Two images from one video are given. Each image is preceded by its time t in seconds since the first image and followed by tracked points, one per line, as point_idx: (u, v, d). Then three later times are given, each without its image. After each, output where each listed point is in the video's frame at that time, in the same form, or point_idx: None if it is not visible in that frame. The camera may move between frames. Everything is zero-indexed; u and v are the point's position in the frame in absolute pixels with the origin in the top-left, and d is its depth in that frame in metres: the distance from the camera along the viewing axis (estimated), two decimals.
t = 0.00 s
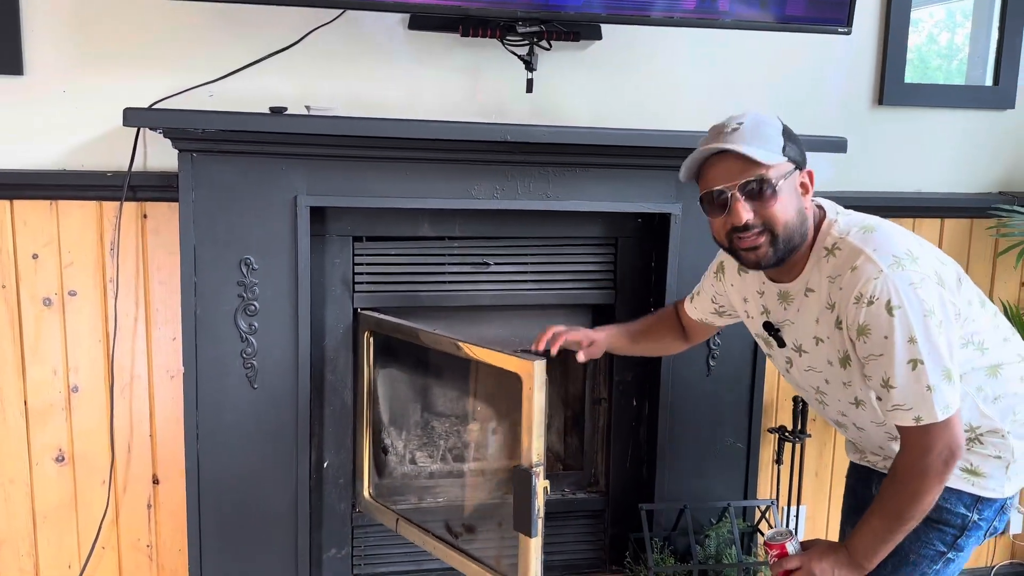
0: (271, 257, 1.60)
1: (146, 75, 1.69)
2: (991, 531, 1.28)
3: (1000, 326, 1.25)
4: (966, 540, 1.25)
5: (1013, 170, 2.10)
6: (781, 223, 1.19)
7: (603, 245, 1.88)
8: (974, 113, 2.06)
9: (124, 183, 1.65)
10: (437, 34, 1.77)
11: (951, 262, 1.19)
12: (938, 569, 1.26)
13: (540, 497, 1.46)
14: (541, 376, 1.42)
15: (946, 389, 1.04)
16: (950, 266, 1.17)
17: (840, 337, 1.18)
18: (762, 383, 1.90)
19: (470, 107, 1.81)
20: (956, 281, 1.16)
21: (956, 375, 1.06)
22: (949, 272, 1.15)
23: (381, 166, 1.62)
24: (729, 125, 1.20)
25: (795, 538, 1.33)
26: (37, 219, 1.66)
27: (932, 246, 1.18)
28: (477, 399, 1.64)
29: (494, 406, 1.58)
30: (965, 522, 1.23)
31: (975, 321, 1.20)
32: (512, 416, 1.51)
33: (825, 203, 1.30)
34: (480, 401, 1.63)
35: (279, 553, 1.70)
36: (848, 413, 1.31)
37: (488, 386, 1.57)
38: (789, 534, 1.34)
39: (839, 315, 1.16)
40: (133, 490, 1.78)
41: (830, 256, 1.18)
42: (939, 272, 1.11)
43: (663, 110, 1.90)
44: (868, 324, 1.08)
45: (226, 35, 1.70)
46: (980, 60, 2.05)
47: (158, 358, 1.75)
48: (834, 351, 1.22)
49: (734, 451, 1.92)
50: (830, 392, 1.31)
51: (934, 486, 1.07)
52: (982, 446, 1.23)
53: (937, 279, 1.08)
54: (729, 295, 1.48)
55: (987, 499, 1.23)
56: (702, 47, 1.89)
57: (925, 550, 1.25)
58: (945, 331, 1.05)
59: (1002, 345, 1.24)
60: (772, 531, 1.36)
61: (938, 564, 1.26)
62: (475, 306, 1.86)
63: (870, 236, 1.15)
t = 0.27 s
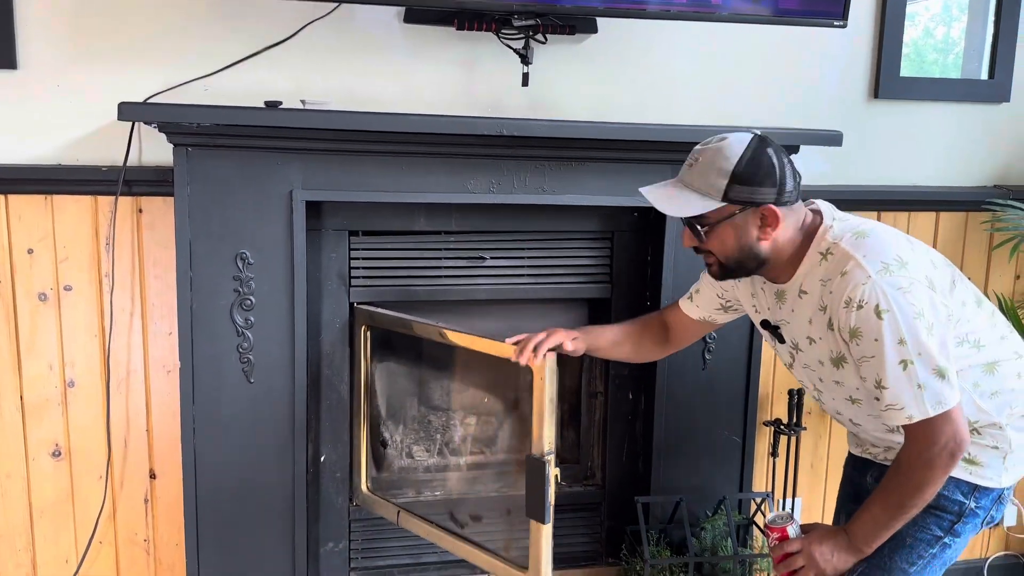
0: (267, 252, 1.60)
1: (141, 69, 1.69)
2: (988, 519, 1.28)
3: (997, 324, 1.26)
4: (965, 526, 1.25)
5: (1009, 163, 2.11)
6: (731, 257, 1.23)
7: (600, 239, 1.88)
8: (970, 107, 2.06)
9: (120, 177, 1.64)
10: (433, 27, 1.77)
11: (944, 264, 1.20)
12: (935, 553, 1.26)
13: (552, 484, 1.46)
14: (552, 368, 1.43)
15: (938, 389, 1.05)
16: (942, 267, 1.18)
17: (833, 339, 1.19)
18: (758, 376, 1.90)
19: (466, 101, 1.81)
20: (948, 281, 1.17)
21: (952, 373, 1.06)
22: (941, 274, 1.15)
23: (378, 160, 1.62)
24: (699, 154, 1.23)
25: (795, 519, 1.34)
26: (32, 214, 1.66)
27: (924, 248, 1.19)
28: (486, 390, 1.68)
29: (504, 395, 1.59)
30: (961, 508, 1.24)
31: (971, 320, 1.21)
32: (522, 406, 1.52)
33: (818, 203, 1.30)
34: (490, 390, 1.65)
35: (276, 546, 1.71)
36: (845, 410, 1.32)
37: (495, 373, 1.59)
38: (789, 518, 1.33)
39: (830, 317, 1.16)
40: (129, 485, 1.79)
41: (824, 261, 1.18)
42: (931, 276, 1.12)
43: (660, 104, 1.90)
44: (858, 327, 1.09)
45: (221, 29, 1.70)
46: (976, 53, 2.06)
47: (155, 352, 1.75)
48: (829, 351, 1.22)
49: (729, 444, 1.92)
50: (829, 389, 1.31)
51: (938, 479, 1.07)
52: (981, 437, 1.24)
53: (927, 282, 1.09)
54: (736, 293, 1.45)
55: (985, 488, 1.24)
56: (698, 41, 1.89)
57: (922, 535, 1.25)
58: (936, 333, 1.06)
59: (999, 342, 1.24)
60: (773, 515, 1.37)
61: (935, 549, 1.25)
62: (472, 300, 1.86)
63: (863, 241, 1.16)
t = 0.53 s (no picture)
0: (261, 242, 1.59)
1: (133, 59, 1.67)
2: (985, 509, 1.29)
3: (995, 316, 1.25)
4: (963, 514, 1.26)
5: (1005, 153, 2.10)
6: (716, 250, 1.26)
7: (595, 230, 1.88)
8: (967, 97, 2.05)
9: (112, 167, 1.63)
10: (428, 16, 1.75)
11: (938, 258, 1.20)
12: (932, 540, 1.26)
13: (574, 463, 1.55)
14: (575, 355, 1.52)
15: (933, 379, 1.06)
16: (935, 262, 1.18)
17: (827, 332, 1.19)
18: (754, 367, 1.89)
19: (461, 91, 1.80)
20: (942, 275, 1.17)
21: (947, 363, 1.06)
22: (933, 267, 1.16)
23: (372, 150, 1.61)
24: (692, 150, 1.23)
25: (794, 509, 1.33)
26: (24, 204, 1.65)
27: (917, 242, 1.20)
28: (502, 376, 1.75)
29: (523, 381, 1.69)
30: (959, 497, 1.25)
31: (967, 313, 1.20)
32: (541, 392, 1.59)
33: (816, 200, 1.30)
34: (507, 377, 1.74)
35: (271, 537, 1.70)
36: (843, 401, 1.32)
37: (513, 361, 1.68)
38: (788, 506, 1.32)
39: (823, 311, 1.17)
40: (124, 475, 1.78)
41: (818, 254, 1.19)
42: (923, 271, 1.13)
43: (656, 93, 1.89)
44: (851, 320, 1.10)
45: (213, 18, 1.68)
46: (973, 43, 2.05)
47: (149, 343, 1.75)
48: (825, 344, 1.23)
49: (725, 434, 1.92)
50: (827, 381, 1.31)
51: (938, 467, 1.08)
52: (979, 427, 1.24)
53: (916, 277, 1.10)
54: (740, 289, 1.46)
55: (982, 477, 1.24)
56: (694, 30, 1.88)
57: (919, 522, 1.26)
58: (927, 326, 1.07)
59: (997, 335, 1.24)
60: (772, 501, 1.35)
61: (932, 536, 1.26)
62: (467, 290, 1.85)
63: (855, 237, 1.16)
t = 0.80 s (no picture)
0: (256, 239, 1.59)
1: (127, 55, 1.67)
2: (978, 505, 1.29)
3: (991, 312, 1.25)
4: (955, 509, 1.26)
5: (1003, 150, 2.10)
6: (711, 235, 1.27)
7: (592, 227, 1.87)
8: (964, 93, 2.05)
9: (107, 164, 1.63)
10: (424, 12, 1.75)
11: (935, 252, 1.20)
12: (925, 535, 1.26)
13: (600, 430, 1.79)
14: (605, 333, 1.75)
15: (922, 373, 1.06)
16: (931, 256, 1.17)
17: (817, 324, 1.19)
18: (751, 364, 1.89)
19: (457, 87, 1.79)
20: (938, 269, 1.16)
21: (937, 358, 1.06)
22: (928, 260, 1.15)
23: (368, 146, 1.60)
24: (693, 136, 1.23)
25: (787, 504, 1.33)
26: (18, 201, 1.64)
27: (914, 235, 1.19)
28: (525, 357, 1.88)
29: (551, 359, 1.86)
30: (951, 492, 1.25)
31: (964, 308, 1.20)
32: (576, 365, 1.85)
33: (817, 193, 1.29)
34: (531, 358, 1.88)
35: (268, 535, 1.70)
36: (839, 394, 1.31)
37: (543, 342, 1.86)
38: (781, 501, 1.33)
39: (813, 303, 1.17)
40: (120, 473, 1.78)
41: (812, 247, 1.18)
42: (915, 264, 1.12)
43: (652, 89, 1.88)
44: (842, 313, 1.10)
45: (208, 13, 1.68)
46: (971, 38, 2.04)
47: (145, 341, 1.74)
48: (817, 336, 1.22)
49: (721, 430, 1.92)
50: (823, 374, 1.30)
51: (928, 461, 1.08)
52: (972, 422, 1.24)
53: (910, 271, 1.09)
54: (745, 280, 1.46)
55: (975, 473, 1.24)
56: (691, 26, 1.87)
57: (911, 517, 1.26)
58: (918, 321, 1.07)
59: (992, 332, 1.24)
60: (765, 497, 1.37)
61: (924, 532, 1.26)
62: (464, 287, 1.85)
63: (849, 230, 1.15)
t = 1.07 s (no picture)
0: (254, 237, 1.59)
1: (123, 52, 1.66)
2: (972, 503, 1.29)
3: (985, 309, 1.25)
4: (948, 507, 1.26)
5: (1000, 147, 2.10)
6: (704, 226, 1.28)
7: (589, 224, 1.87)
8: (962, 90, 2.05)
9: (103, 162, 1.62)
10: (421, 10, 1.74)
11: (927, 247, 1.19)
12: (917, 532, 1.27)
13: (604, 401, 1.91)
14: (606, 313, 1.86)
15: (908, 368, 1.06)
16: (923, 251, 1.17)
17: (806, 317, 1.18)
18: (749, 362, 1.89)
19: (454, 85, 1.79)
20: (929, 264, 1.16)
21: (924, 353, 1.06)
22: (920, 256, 1.15)
23: (364, 144, 1.60)
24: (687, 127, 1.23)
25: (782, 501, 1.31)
26: (14, 199, 1.64)
27: (906, 231, 1.18)
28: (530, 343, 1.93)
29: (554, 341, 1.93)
30: (944, 489, 1.25)
31: (957, 304, 1.19)
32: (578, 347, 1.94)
33: (813, 188, 1.28)
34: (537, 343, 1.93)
35: (266, 533, 1.70)
36: (833, 387, 1.31)
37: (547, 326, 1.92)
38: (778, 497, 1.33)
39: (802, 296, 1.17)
40: (118, 471, 1.78)
41: (802, 242, 1.17)
42: (905, 258, 1.11)
43: (650, 86, 1.88)
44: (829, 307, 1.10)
45: (204, 11, 1.67)
46: (968, 35, 2.04)
47: (142, 339, 1.74)
48: (807, 329, 1.21)
49: (718, 428, 1.92)
50: (818, 368, 1.29)
51: (916, 457, 1.08)
52: (966, 419, 1.23)
53: (898, 265, 1.09)
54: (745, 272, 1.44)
55: (969, 470, 1.24)
56: (689, 23, 1.87)
57: (904, 513, 1.27)
58: (905, 316, 1.07)
59: (986, 329, 1.23)
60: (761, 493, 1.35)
61: (916, 528, 1.27)
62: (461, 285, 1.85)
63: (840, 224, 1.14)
